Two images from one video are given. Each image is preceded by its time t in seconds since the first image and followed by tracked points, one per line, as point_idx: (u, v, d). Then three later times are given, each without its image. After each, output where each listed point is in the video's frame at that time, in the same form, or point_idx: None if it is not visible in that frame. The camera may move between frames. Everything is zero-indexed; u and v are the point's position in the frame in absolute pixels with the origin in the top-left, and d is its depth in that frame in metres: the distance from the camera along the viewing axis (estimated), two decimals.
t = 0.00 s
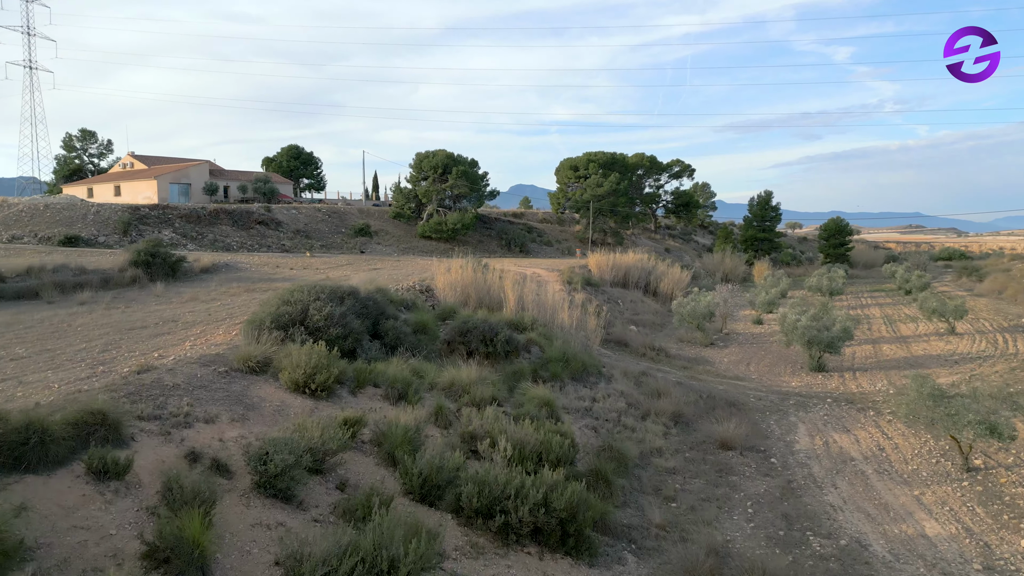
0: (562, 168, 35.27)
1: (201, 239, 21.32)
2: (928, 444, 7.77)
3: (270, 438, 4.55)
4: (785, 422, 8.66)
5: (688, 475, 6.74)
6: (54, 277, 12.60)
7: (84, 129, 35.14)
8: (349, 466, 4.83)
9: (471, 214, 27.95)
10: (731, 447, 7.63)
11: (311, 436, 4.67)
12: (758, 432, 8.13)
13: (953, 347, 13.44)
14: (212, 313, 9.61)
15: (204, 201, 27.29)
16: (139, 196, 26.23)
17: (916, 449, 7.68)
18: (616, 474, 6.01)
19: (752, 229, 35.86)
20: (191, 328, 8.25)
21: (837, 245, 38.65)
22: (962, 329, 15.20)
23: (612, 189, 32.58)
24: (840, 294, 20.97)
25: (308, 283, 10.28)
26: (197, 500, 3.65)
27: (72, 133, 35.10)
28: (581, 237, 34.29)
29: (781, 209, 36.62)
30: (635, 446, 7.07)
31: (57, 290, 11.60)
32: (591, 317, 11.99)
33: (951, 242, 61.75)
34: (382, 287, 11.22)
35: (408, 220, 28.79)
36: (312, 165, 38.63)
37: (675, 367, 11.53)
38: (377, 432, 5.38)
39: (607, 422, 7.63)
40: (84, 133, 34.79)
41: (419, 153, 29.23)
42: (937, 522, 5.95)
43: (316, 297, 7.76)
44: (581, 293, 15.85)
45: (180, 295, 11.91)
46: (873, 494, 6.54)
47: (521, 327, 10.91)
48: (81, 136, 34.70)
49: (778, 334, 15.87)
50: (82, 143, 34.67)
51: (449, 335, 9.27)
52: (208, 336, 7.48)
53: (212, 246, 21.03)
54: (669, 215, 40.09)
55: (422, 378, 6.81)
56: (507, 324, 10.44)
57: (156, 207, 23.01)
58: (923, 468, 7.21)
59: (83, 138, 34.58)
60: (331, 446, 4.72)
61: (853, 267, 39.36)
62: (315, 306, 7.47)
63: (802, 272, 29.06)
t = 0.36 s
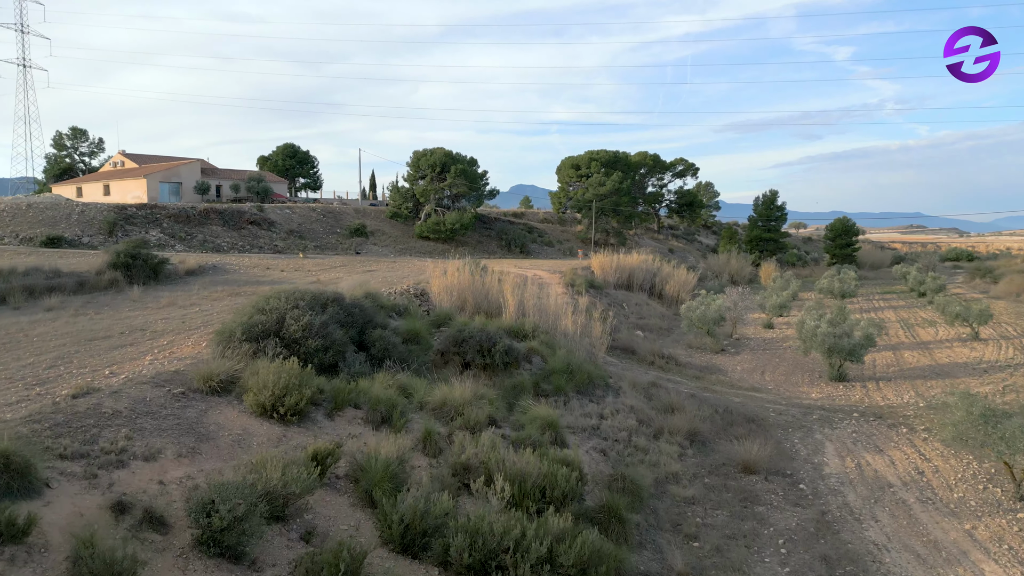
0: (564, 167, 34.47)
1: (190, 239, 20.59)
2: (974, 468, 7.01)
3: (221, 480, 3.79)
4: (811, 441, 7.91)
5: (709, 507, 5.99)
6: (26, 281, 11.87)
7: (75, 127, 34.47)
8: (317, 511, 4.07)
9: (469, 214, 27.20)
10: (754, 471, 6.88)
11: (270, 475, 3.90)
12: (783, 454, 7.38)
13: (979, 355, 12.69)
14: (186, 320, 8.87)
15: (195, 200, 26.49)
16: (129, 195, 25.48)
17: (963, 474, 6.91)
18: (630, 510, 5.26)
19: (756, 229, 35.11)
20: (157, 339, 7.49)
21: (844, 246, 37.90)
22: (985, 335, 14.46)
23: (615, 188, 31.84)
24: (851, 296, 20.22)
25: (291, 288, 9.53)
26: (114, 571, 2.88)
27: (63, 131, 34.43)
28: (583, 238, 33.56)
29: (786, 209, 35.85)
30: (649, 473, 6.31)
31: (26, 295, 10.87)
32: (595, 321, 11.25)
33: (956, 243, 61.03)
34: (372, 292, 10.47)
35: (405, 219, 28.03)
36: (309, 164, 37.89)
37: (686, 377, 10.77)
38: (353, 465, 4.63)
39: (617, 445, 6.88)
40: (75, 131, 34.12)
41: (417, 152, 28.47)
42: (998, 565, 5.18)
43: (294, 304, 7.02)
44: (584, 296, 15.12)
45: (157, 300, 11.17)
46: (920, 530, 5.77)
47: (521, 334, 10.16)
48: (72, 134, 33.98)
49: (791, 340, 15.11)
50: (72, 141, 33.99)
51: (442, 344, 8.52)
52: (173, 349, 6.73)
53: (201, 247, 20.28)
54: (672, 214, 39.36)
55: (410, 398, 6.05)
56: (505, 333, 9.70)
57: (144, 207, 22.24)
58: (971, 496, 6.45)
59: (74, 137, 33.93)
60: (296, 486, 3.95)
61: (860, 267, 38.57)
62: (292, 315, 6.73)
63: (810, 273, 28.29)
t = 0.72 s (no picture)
0: (565, 166, 33.69)
1: (178, 240, 19.85)
2: None
3: (146, 542, 3.04)
4: (842, 463, 7.16)
5: (737, 546, 5.24)
6: None
7: (66, 124, 33.75)
8: (273, 575, 3.32)
9: (468, 214, 26.46)
10: (784, 501, 6.13)
11: (212, 531, 3.15)
12: (813, 479, 6.63)
13: (1008, 363, 11.95)
14: (155, 329, 8.12)
15: (186, 200, 25.68)
16: (118, 194, 24.75)
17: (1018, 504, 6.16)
18: (648, 555, 4.51)
19: (762, 229, 34.35)
20: (117, 352, 6.73)
21: (850, 246, 37.12)
22: (1010, 340, 13.71)
23: (618, 187, 31.11)
24: (864, 299, 19.47)
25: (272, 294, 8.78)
26: None
27: (53, 129, 33.70)
28: (585, 238, 32.83)
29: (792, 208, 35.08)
30: (666, 506, 5.57)
31: None
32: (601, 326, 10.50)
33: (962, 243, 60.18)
34: (359, 297, 9.72)
35: (402, 219, 27.28)
36: (305, 162, 37.14)
37: (699, 388, 10.02)
38: (321, 511, 3.88)
39: (628, 471, 6.14)
40: (65, 129, 33.39)
41: (414, 150, 27.71)
42: None
43: (267, 313, 6.27)
44: (588, 300, 14.39)
45: (132, 305, 10.43)
46: (978, 573, 5.02)
47: (521, 343, 9.42)
48: (61, 132, 33.24)
49: (805, 346, 14.35)
50: (62, 139, 33.26)
51: (434, 356, 7.77)
52: (130, 366, 5.98)
53: (189, 248, 19.54)
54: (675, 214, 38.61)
55: (395, 423, 5.32)
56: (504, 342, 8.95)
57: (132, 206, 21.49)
58: None
59: (64, 135, 33.22)
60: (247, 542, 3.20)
61: (867, 268, 37.81)
62: (263, 325, 5.99)
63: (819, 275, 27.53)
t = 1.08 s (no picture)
0: (566, 164, 32.92)
1: (165, 241, 19.11)
2: None
3: None
4: (881, 492, 6.40)
5: None
6: None
7: (56, 122, 33.04)
8: None
9: (467, 214, 25.73)
10: (822, 539, 5.37)
11: None
12: (852, 511, 5.87)
13: None
14: (119, 340, 7.35)
15: (176, 199, 24.96)
16: (106, 193, 24.03)
17: None
18: None
19: (767, 229, 33.59)
20: (68, 369, 5.97)
21: (857, 247, 36.37)
22: None
23: (621, 186, 30.36)
24: (877, 302, 18.70)
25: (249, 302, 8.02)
26: None
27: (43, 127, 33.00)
28: (586, 238, 32.08)
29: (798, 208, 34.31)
30: (691, 550, 4.81)
31: None
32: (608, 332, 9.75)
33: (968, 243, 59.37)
34: (345, 303, 8.96)
35: (399, 219, 26.53)
36: (300, 161, 36.41)
37: (714, 402, 9.28)
38: None
39: (645, 506, 5.38)
40: (55, 127, 32.68)
41: (412, 147, 26.93)
42: None
43: (233, 324, 5.50)
44: (592, 305, 13.64)
45: (103, 312, 9.69)
46: None
47: (521, 354, 8.66)
48: (51, 130, 32.55)
49: (821, 354, 13.60)
50: (52, 137, 32.56)
51: (425, 371, 7.02)
52: (76, 388, 5.22)
53: (177, 249, 18.83)
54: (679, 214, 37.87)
55: (375, 458, 4.56)
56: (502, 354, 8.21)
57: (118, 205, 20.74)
58: None
59: (54, 133, 32.53)
60: None
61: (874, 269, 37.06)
62: (228, 339, 5.22)
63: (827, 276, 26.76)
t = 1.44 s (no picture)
0: (566, 163, 32.22)
1: (149, 242, 18.38)
2: None
3: None
4: (927, 527, 5.67)
5: None
6: None
7: (44, 120, 32.32)
8: None
9: (464, 213, 25.00)
10: None
11: None
12: (899, 552, 5.13)
13: None
14: (74, 353, 6.62)
15: (165, 198, 24.23)
16: (92, 192, 23.32)
17: None
18: None
19: (770, 229, 32.89)
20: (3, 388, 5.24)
21: (862, 247, 35.66)
22: None
23: (622, 185, 29.63)
24: (889, 305, 17.99)
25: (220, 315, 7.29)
26: None
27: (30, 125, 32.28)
28: (586, 238, 31.36)
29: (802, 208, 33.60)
30: None
31: None
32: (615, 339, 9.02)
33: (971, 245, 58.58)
34: (329, 311, 8.23)
35: (394, 219, 25.80)
36: (295, 160, 35.66)
37: (730, 417, 8.56)
38: None
39: (664, 551, 4.64)
40: (43, 125, 31.96)
41: (407, 145, 26.18)
42: None
43: (189, 339, 4.76)
44: (595, 309, 12.92)
45: (67, 319, 8.95)
46: None
47: (521, 366, 7.94)
48: (39, 128, 31.82)
49: (837, 362, 12.88)
50: (40, 135, 31.85)
51: (413, 389, 6.29)
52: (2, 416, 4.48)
53: (162, 250, 18.11)
54: (681, 213, 37.15)
55: (349, 508, 3.83)
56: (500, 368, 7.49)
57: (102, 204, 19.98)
58: None
59: (41, 130, 31.83)
60: None
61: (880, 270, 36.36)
62: (181, 358, 4.48)
63: (834, 278, 26.03)
